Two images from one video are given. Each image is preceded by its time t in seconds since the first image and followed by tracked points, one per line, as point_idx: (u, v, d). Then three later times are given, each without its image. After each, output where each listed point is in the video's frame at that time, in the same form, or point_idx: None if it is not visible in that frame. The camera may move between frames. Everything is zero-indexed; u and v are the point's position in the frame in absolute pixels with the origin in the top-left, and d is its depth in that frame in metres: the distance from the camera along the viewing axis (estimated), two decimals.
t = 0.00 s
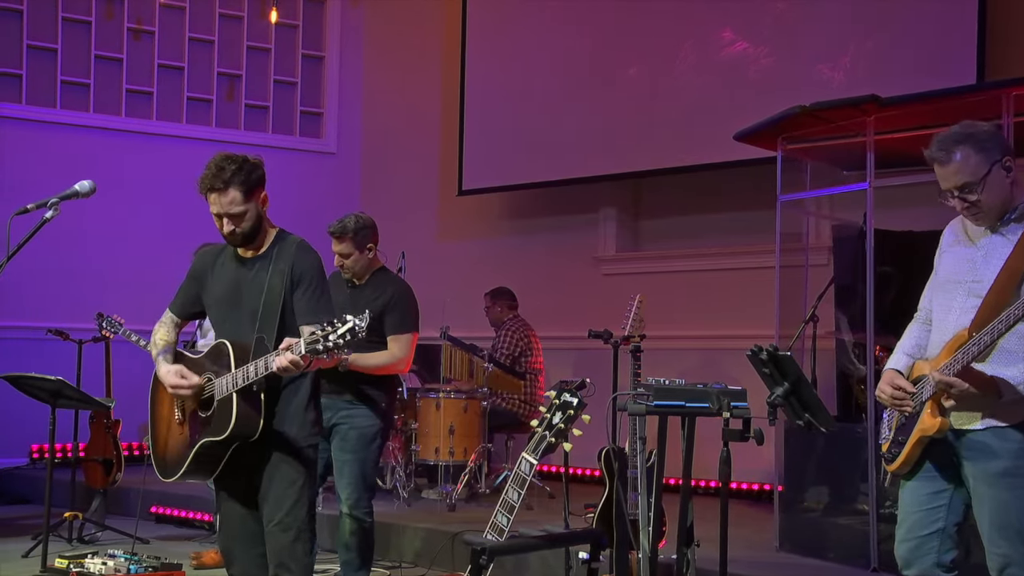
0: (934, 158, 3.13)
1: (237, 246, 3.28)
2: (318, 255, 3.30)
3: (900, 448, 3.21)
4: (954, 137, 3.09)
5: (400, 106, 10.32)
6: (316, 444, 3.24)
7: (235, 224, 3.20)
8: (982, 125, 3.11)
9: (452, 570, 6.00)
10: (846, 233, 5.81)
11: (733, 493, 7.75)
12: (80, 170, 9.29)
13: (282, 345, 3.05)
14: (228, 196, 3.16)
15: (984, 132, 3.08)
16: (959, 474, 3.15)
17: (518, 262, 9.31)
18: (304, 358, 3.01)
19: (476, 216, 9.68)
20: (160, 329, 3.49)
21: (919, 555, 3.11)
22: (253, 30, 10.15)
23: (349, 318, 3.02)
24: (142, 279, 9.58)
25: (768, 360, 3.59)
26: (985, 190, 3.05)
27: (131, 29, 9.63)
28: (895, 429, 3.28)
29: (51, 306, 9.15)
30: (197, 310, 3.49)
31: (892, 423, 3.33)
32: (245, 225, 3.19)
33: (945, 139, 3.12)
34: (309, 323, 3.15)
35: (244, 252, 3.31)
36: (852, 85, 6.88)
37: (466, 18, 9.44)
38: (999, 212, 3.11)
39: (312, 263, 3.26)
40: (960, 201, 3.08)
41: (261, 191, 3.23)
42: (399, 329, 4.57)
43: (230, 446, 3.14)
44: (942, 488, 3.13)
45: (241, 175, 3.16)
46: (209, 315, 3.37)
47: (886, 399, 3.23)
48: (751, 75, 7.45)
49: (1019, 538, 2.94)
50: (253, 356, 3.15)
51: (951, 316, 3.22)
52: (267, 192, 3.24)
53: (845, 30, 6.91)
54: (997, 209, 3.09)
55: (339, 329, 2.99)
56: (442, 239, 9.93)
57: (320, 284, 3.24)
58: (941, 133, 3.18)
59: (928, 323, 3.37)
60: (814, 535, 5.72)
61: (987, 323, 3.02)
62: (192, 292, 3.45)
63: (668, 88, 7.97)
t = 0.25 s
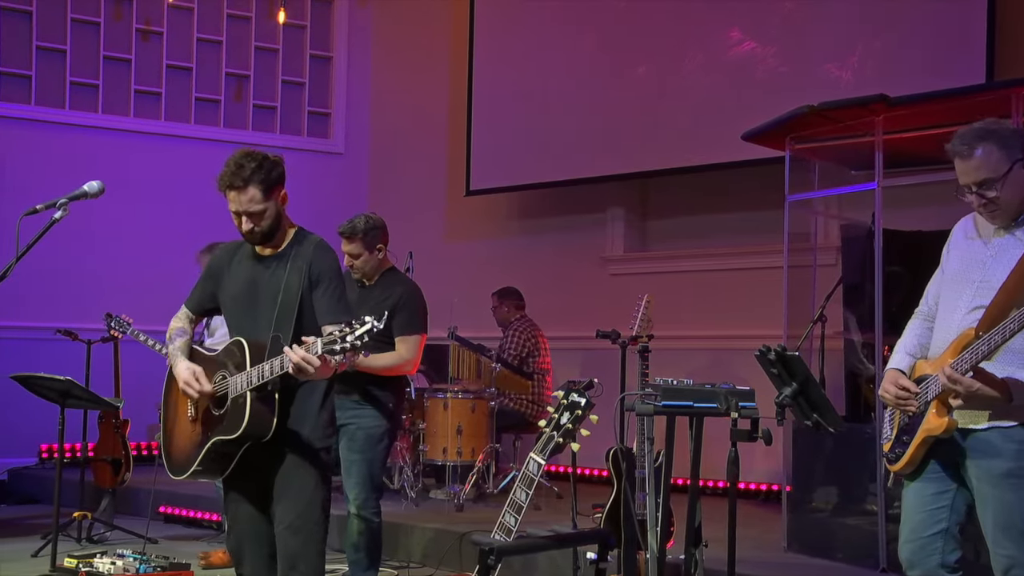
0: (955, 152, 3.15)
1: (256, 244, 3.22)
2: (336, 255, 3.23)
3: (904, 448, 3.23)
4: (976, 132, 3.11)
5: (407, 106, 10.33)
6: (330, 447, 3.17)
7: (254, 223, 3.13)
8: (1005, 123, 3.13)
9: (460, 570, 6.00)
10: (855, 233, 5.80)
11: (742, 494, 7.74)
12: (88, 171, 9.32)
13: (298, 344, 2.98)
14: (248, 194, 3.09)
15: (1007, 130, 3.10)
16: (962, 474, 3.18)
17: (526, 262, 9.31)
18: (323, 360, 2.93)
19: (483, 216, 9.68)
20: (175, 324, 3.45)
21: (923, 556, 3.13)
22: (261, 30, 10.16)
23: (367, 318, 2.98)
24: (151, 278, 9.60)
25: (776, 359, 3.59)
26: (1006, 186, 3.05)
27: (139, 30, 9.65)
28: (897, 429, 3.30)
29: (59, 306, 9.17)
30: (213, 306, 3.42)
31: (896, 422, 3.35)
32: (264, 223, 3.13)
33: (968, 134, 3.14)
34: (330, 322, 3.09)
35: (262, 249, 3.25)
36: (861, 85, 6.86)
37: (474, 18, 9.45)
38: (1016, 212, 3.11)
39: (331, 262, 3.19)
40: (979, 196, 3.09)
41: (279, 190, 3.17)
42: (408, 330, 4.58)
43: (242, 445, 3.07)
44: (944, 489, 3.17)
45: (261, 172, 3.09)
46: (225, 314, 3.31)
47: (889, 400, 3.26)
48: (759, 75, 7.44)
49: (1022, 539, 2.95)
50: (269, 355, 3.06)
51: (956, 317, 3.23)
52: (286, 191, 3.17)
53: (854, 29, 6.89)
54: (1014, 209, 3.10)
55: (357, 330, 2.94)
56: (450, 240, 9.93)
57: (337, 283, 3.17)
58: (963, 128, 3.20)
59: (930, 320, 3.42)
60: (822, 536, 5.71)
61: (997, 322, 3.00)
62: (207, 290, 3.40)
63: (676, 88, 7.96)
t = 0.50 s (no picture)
0: (966, 157, 3.16)
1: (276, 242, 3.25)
2: (356, 257, 3.24)
3: (909, 448, 3.22)
4: (988, 137, 3.12)
5: (415, 106, 10.34)
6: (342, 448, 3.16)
7: (270, 219, 3.17)
8: (1017, 127, 3.15)
9: (467, 570, 6.00)
10: (863, 232, 5.80)
11: (750, 494, 7.73)
12: (97, 171, 9.34)
13: (312, 344, 2.97)
14: (264, 189, 3.13)
15: (1019, 135, 3.12)
16: (967, 475, 3.18)
17: (534, 262, 9.31)
18: (333, 360, 2.92)
19: (491, 216, 9.68)
20: (193, 321, 3.44)
21: (930, 557, 3.13)
22: (269, 31, 10.17)
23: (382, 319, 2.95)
24: (159, 278, 9.62)
25: (784, 360, 3.59)
26: (1016, 192, 3.07)
27: (148, 30, 9.66)
28: (902, 429, 3.28)
29: (68, 306, 9.19)
30: (231, 303, 3.41)
31: (900, 422, 3.33)
32: (281, 219, 3.16)
33: (979, 139, 3.15)
34: (346, 322, 3.09)
35: (282, 247, 3.27)
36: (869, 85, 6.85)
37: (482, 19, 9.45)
38: None
39: (350, 264, 3.20)
40: (990, 201, 3.11)
41: (299, 187, 3.20)
42: (415, 330, 4.58)
43: (252, 444, 3.07)
44: (950, 489, 3.16)
45: (278, 168, 3.13)
46: (242, 312, 3.30)
47: (896, 399, 3.25)
48: (767, 75, 7.43)
49: None
50: (281, 355, 3.08)
51: (964, 317, 3.24)
52: (305, 188, 3.20)
53: (862, 29, 6.88)
54: None
55: (370, 330, 2.92)
56: (458, 240, 9.94)
57: (356, 284, 3.17)
58: (975, 132, 3.22)
59: (936, 321, 3.42)
60: (831, 537, 5.69)
61: (1005, 324, 3.00)
62: (225, 286, 3.38)
63: (684, 88, 7.96)
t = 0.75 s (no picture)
0: (970, 158, 3.16)
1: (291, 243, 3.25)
2: (371, 258, 3.23)
3: (919, 449, 3.20)
4: (994, 137, 3.12)
5: (423, 106, 10.34)
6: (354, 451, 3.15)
7: (285, 218, 3.17)
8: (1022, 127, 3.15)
9: (476, 570, 6.00)
10: (872, 232, 5.79)
11: (759, 494, 7.72)
12: (106, 172, 9.36)
13: (324, 345, 2.96)
14: (279, 188, 3.14)
15: None
16: (977, 475, 3.17)
17: (542, 262, 9.30)
18: (343, 363, 2.91)
19: (499, 217, 9.68)
20: (212, 314, 3.45)
21: (940, 558, 3.12)
22: (278, 31, 10.19)
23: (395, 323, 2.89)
24: (168, 278, 9.63)
25: (793, 359, 3.57)
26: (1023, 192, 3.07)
27: (157, 31, 9.68)
28: (912, 430, 3.26)
29: (78, 306, 9.22)
30: (246, 301, 3.43)
31: (909, 423, 3.32)
32: (295, 219, 3.16)
33: (985, 139, 3.14)
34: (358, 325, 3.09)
35: (298, 247, 3.28)
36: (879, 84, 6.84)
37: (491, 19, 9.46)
38: None
39: (365, 265, 3.19)
40: (996, 202, 3.11)
41: (315, 187, 3.20)
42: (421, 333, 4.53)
43: (261, 444, 3.07)
44: (960, 490, 3.16)
45: (294, 168, 3.14)
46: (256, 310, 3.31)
47: (905, 400, 3.24)
48: (776, 74, 7.42)
49: None
50: (294, 355, 3.05)
51: (973, 318, 3.23)
52: (321, 188, 3.20)
53: (871, 28, 6.86)
54: None
55: (383, 335, 2.87)
56: (467, 240, 9.94)
57: (370, 286, 3.16)
58: (980, 132, 3.21)
59: (946, 322, 3.41)
60: (840, 537, 5.68)
61: (1014, 324, 2.99)
62: (241, 284, 3.40)
63: (692, 87, 7.95)
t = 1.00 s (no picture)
0: (976, 157, 3.17)
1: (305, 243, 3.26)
2: (384, 260, 3.24)
3: (929, 449, 3.21)
4: (999, 137, 3.13)
5: (431, 107, 10.35)
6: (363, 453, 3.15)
7: (300, 217, 3.18)
8: None
9: (484, 570, 6.00)
10: (880, 232, 5.77)
11: (767, 495, 7.71)
12: (115, 172, 9.38)
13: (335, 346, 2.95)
14: (295, 187, 3.15)
15: None
16: (988, 475, 3.16)
17: (550, 262, 9.30)
18: (354, 364, 2.90)
19: (507, 217, 9.68)
20: (218, 314, 3.45)
21: (950, 558, 3.11)
22: (286, 32, 10.20)
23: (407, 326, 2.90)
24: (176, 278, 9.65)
25: (801, 360, 3.59)
26: None
27: (165, 32, 9.70)
28: (923, 430, 3.27)
29: (87, 306, 9.24)
30: (257, 300, 3.43)
31: (920, 423, 3.32)
32: (310, 219, 3.17)
33: (990, 139, 3.15)
34: (369, 327, 3.09)
35: (310, 247, 3.29)
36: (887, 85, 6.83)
37: (499, 20, 9.46)
38: None
39: (378, 267, 3.20)
40: (1003, 201, 3.09)
41: (331, 187, 3.22)
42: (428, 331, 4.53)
43: (269, 444, 3.08)
44: (970, 490, 3.15)
45: (310, 168, 3.15)
46: (267, 310, 3.31)
47: (914, 400, 3.23)
48: (785, 74, 7.41)
49: None
50: (304, 355, 3.08)
51: (982, 318, 3.22)
52: (337, 189, 3.22)
53: (880, 28, 6.85)
54: None
55: (393, 337, 2.87)
56: (475, 240, 9.95)
57: (382, 288, 3.16)
58: (985, 133, 3.22)
59: (955, 322, 3.41)
60: (850, 538, 5.67)
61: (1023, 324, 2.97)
62: (252, 283, 3.40)
63: (700, 87, 7.95)
